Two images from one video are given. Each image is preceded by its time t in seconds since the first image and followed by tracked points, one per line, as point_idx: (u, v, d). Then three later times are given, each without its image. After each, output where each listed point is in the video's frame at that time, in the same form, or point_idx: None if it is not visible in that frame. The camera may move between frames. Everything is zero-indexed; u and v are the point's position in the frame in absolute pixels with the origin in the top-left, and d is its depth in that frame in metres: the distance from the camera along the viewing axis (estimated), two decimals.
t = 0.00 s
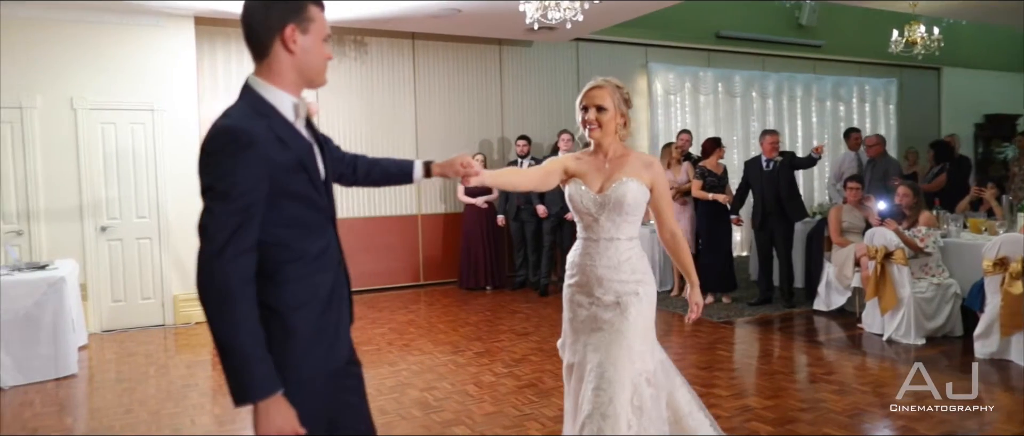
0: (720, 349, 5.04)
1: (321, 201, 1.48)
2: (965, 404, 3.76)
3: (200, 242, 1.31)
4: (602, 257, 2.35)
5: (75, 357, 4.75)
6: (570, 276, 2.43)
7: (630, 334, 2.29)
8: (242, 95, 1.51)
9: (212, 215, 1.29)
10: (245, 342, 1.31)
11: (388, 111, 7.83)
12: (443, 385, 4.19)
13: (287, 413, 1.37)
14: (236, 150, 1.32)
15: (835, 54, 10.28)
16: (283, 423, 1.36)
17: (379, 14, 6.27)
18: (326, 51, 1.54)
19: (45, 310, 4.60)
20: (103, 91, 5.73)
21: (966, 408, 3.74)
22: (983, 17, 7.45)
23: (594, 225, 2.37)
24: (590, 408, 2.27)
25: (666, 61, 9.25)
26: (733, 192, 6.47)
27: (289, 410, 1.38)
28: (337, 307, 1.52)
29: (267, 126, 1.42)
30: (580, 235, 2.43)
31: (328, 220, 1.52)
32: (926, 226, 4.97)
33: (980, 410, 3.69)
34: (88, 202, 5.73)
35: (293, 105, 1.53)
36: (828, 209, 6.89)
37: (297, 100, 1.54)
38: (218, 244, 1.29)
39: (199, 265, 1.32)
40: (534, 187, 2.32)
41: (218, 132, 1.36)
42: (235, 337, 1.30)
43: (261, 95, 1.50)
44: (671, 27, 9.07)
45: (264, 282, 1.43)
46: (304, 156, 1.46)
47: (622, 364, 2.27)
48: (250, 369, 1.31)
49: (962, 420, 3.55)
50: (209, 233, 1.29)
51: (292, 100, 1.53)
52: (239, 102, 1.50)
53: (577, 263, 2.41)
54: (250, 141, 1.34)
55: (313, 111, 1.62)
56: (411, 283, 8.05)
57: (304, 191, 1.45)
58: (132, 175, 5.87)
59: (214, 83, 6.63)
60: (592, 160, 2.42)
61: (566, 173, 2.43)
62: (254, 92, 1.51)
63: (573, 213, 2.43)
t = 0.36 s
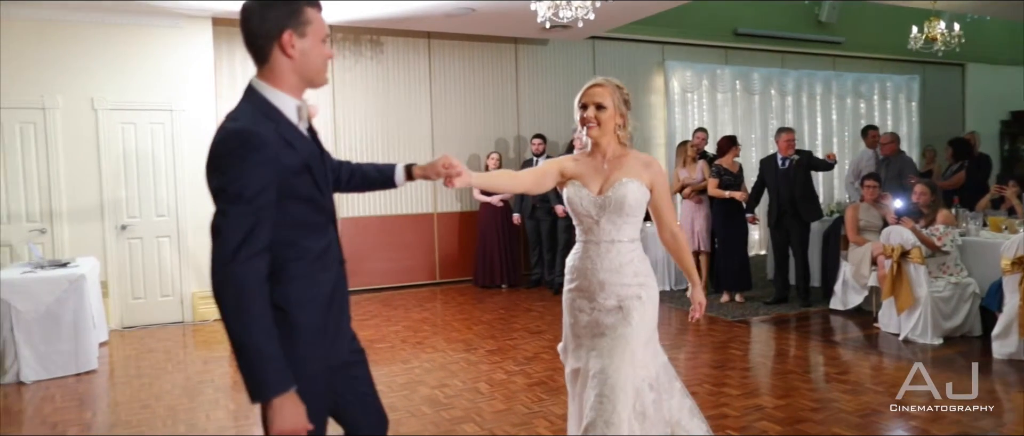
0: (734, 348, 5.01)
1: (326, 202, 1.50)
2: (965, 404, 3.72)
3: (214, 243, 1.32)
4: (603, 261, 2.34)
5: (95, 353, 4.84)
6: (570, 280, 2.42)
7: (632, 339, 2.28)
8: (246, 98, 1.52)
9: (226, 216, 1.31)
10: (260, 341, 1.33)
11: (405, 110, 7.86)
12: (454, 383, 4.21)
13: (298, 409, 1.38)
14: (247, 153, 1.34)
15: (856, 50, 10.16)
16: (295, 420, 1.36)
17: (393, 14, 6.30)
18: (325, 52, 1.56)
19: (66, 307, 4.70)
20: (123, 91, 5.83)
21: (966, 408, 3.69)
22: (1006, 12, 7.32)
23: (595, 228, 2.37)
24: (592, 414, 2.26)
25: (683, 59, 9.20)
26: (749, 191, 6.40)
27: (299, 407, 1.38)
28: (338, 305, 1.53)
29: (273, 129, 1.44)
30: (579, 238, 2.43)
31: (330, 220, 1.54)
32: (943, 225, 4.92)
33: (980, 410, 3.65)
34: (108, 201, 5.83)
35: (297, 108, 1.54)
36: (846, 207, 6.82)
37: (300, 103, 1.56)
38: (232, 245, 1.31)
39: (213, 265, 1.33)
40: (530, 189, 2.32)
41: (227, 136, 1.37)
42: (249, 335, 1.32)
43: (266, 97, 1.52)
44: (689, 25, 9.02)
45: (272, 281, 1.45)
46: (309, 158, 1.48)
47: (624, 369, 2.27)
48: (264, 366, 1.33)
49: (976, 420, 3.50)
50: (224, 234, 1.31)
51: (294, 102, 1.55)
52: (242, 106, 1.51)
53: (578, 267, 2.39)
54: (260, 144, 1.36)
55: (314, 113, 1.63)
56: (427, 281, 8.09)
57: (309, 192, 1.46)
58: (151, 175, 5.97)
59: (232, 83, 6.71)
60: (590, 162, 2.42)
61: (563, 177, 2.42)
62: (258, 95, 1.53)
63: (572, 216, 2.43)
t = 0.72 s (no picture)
0: (750, 347, 4.98)
1: (332, 198, 1.53)
2: (965, 404, 3.69)
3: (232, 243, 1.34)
4: (607, 263, 2.33)
5: (118, 348, 4.94)
6: (571, 284, 2.40)
7: (638, 342, 2.28)
8: (251, 100, 1.54)
9: (244, 215, 1.33)
10: (284, 335, 1.34)
11: (423, 109, 7.91)
12: (467, 380, 4.24)
13: (324, 399, 1.40)
14: (259, 153, 1.36)
15: (879, 47, 10.02)
16: (323, 408, 1.38)
17: (409, 14, 6.34)
18: (328, 54, 1.57)
19: (90, 304, 4.81)
20: (146, 92, 5.94)
21: (967, 408, 3.66)
22: None
23: (597, 230, 2.35)
24: (597, 418, 2.24)
25: (702, 56, 9.13)
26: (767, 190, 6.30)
27: (326, 396, 1.40)
28: (346, 300, 1.56)
29: (282, 129, 1.46)
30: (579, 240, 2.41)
31: (336, 217, 1.57)
32: (964, 224, 4.86)
33: (981, 410, 3.62)
34: (132, 200, 5.95)
35: (303, 108, 1.56)
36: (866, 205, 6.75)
37: (305, 104, 1.58)
38: (249, 243, 1.33)
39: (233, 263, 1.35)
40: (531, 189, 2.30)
41: (237, 138, 1.40)
42: (273, 329, 1.34)
43: (272, 99, 1.53)
44: (708, 22, 8.96)
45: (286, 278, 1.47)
46: (316, 157, 1.50)
47: (630, 372, 2.25)
48: (289, 359, 1.34)
49: (994, 422, 3.45)
50: (242, 232, 1.33)
51: (300, 103, 1.57)
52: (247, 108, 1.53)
53: (580, 270, 2.38)
54: (271, 145, 1.39)
55: (320, 113, 1.65)
56: (445, 279, 8.13)
57: (317, 190, 1.49)
58: (172, 174, 6.07)
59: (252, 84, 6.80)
60: (590, 163, 2.42)
61: (563, 178, 2.42)
62: (264, 97, 1.55)
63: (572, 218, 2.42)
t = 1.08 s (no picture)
0: (771, 347, 4.94)
1: (343, 197, 1.56)
2: (964, 404, 3.65)
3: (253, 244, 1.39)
4: (613, 263, 2.33)
5: (145, 344, 5.07)
6: (575, 286, 2.39)
7: (647, 343, 2.28)
8: (260, 105, 1.57)
9: (263, 216, 1.37)
10: (315, 324, 1.38)
11: (444, 108, 7.95)
12: (483, 377, 4.27)
13: (362, 381, 1.44)
14: (271, 156, 1.40)
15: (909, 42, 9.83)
16: (362, 390, 1.42)
17: (430, 14, 6.39)
18: (332, 57, 1.58)
19: (118, 300, 4.94)
20: (173, 93, 6.07)
21: (966, 408, 3.63)
22: None
23: (602, 229, 2.35)
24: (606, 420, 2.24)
25: (726, 53, 9.04)
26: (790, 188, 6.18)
27: (362, 377, 1.44)
28: (358, 299, 1.59)
29: (291, 131, 1.49)
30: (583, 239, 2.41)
31: (349, 215, 1.60)
32: (991, 222, 4.78)
33: (979, 410, 3.59)
34: (160, 198, 6.09)
35: (310, 110, 1.58)
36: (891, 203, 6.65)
37: (312, 105, 1.60)
38: (269, 242, 1.37)
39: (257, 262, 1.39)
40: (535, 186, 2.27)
41: (248, 143, 1.43)
42: (304, 321, 1.38)
43: (281, 103, 1.56)
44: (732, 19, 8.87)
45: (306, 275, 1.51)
46: (326, 157, 1.53)
47: (640, 374, 2.25)
48: (323, 347, 1.38)
49: (1016, 424, 3.38)
50: (263, 233, 1.37)
51: (307, 105, 1.59)
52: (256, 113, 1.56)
53: (584, 271, 2.37)
54: (282, 147, 1.42)
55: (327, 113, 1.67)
56: (467, 278, 8.18)
57: (329, 189, 1.52)
58: (199, 174, 6.20)
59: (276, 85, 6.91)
60: (593, 161, 2.41)
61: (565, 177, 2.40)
62: (273, 101, 1.57)
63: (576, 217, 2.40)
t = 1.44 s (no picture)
0: (801, 347, 4.85)
1: (360, 196, 1.58)
2: (965, 404, 3.61)
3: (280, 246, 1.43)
4: (619, 261, 2.30)
5: (182, 338, 5.21)
6: (577, 282, 2.35)
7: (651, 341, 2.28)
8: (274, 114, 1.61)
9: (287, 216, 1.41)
10: (351, 311, 1.42)
11: (474, 108, 8.01)
12: (506, 374, 4.30)
13: (402, 356, 1.47)
14: (284, 161, 1.44)
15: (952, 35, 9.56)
16: (404, 363, 1.46)
17: (458, 14, 6.44)
18: (341, 63, 1.61)
19: (155, 296, 5.09)
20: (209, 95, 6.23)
21: (966, 408, 3.59)
22: None
23: (612, 223, 2.30)
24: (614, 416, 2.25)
25: (760, 49, 8.90)
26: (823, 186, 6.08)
27: (402, 354, 1.47)
28: (377, 295, 1.60)
29: (302, 136, 1.52)
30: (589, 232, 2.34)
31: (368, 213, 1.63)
32: None
33: (979, 409, 3.55)
34: (197, 197, 6.25)
35: (323, 113, 1.60)
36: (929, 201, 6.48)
37: (324, 109, 1.61)
38: (294, 241, 1.41)
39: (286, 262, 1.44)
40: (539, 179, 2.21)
41: (264, 151, 1.48)
42: (340, 310, 1.42)
43: (295, 110, 1.58)
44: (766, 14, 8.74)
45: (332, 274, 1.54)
46: (338, 159, 1.56)
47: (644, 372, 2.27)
48: (362, 330, 1.43)
49: None
50: (288, 232, 1.41)
51: (319, 108, 1.60)
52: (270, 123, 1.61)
53: (588, 267, 2.33)
54: (294, 152, 1.46)
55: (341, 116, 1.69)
56: (498, 275, 8.21)
57: (345, 189, 1.54)
58: (235, 174, 6.35)
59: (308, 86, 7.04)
60: (595, 155, 2.36)
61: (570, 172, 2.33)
62: (286, 108, 1.60)
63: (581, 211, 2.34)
